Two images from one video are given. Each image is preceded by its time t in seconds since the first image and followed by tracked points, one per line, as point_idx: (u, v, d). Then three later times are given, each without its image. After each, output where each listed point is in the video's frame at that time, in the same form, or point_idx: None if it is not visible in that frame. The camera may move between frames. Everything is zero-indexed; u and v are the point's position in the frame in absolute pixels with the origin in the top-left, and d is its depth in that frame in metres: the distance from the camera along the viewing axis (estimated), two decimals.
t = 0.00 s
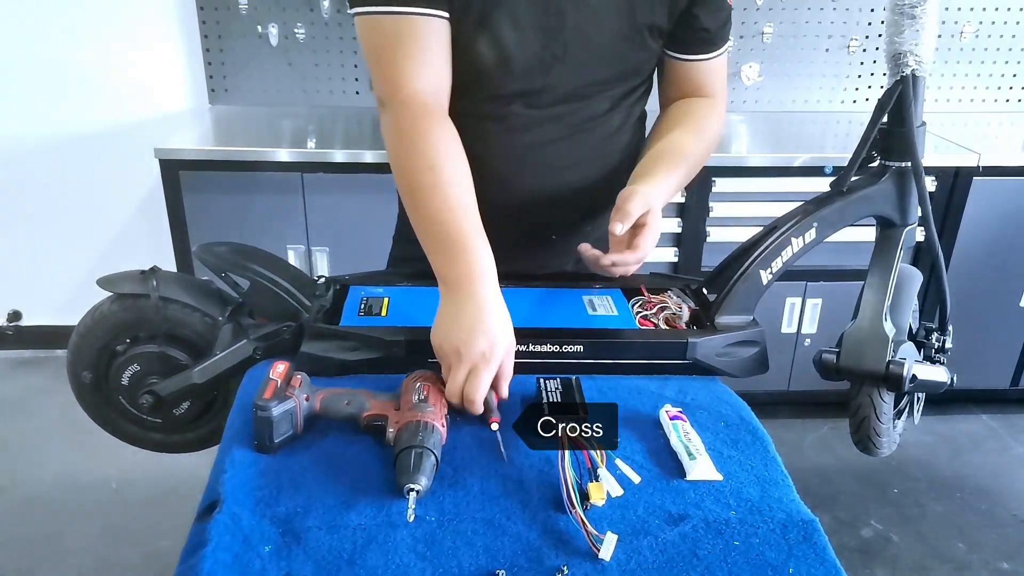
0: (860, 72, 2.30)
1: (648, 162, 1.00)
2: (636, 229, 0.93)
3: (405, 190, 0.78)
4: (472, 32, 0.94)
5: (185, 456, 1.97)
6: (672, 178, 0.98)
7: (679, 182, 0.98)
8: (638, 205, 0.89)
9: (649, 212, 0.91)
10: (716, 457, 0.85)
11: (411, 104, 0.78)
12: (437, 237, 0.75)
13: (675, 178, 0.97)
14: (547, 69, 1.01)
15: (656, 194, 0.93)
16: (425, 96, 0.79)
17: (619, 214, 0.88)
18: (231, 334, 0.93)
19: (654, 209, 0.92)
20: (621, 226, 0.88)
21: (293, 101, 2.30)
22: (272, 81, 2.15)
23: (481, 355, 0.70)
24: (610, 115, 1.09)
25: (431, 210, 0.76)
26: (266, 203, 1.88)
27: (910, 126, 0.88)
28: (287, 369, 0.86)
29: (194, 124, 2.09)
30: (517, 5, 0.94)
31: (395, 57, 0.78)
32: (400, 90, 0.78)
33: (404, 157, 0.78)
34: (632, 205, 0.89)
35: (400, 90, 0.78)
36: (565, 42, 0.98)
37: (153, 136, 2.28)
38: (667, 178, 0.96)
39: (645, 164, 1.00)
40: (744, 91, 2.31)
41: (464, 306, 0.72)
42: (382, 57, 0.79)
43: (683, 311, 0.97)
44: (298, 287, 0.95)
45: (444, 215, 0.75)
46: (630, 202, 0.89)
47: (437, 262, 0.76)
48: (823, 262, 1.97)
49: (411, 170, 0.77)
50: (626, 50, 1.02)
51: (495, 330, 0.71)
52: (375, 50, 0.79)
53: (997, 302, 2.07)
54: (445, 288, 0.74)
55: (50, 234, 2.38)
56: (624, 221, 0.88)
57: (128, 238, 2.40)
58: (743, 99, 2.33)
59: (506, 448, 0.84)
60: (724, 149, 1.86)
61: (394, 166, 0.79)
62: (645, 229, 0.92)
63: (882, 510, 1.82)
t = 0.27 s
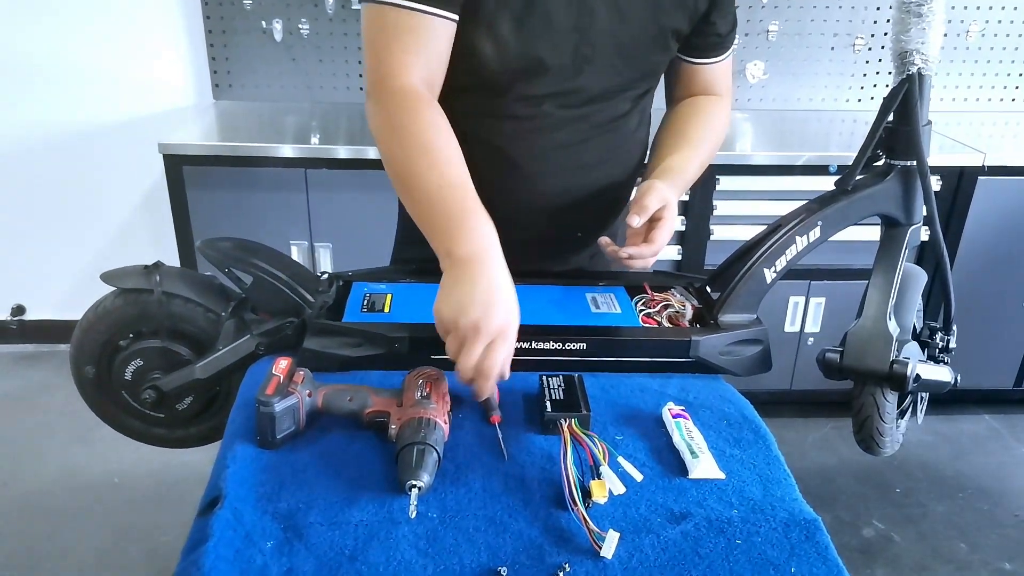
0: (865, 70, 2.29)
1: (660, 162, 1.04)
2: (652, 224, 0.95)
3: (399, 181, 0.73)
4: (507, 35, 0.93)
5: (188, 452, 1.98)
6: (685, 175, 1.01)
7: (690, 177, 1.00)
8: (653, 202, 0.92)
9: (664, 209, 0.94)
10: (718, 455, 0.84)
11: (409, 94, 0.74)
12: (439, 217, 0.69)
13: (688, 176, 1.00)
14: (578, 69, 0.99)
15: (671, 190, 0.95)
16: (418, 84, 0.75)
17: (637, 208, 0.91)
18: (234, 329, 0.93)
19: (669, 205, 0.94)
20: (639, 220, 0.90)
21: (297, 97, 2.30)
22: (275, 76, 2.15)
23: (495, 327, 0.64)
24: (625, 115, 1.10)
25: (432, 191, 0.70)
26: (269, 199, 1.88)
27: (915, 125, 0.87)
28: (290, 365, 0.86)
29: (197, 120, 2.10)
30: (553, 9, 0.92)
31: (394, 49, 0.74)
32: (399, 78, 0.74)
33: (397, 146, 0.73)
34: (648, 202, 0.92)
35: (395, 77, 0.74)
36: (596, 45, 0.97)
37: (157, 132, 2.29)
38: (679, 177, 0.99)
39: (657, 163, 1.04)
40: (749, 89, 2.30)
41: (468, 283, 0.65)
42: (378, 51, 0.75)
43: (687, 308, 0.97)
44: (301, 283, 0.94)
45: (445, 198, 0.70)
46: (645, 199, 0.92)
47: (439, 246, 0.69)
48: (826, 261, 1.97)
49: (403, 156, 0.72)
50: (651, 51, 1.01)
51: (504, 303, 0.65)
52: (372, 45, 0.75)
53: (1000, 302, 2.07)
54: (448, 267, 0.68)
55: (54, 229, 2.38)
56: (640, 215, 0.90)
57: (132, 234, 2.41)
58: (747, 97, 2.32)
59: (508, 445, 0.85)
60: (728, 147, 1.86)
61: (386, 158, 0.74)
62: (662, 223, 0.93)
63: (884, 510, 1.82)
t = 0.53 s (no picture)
0: (865, 71, 2.29)
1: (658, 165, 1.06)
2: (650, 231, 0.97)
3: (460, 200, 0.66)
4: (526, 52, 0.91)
5: (187, 454, 1.97)
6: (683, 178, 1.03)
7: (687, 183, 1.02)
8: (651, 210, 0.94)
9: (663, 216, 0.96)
10: (718, 457, 0.84)
11: (456, 100, 0.66)
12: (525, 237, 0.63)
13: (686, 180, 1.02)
14: (591, 80, 0.98)
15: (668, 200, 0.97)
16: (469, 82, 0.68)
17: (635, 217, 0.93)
18: (233, 332, 0.93)
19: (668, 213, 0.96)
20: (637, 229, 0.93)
21: (296, 98, 2.29)
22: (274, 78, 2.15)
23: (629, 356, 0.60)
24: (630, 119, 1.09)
25: (501, 208, 0.64)
26: (268, 201, 1.88)
27: (915, 126, 0.87)
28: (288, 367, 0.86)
29: (196, 121, 2.09)
30: (572, 22, 0.90)
31: (436, 49, 0.65)
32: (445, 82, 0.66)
33: (455, 164, 0.66)
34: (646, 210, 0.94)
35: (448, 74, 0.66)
36: (609, 54, 0.96)
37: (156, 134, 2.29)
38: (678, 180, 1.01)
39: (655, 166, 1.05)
40: (748, 89, 2.30)
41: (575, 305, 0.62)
42: (413, 58, 0.66)
43: (686, 310, 0.97)
44: (300, 285, 0.94)
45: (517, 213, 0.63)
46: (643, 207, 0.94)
47: (523, 271, 0.64)
48: (826, 261, 1.97)
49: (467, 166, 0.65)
50: (659, 61, 1.00)
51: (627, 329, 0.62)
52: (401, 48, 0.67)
53: (1001, 303, 2.07)
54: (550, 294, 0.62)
55: (53, 231, 2.38)
56: (638, 224, 0.93)
57: (131, 236, 2.41)
58: (747, 97, 2.32)
59: (508, 447, 0.84)
60: (728, 148, 1.86)
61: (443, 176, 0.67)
62: (659, 232, 0.95)
63: (885, 511, 1.82)
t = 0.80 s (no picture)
0: (865, 72, 2.29)
1: (661, 161, 1.11)
2: (658, 226, 1.05)
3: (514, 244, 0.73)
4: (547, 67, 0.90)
5: (188, 457, 1.97)
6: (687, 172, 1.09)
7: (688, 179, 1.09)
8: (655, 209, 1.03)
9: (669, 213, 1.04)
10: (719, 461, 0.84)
11: (522, 149, 0.70)
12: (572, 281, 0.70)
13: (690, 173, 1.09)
14: (607, 91, 0.98)
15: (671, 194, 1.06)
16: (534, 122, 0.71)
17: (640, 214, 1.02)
18: (233, 336, 0.93)
19: (673, 209, 1.05)
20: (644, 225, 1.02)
21: (297, 101, 2.30)
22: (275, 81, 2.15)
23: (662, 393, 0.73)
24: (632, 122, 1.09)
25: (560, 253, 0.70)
26: (269, 203, 1.88)
27: (915, 128, 0.86)
28: (288, 372, 0.86)
29: (197, 124, 2.10)
30: (590, 41, 0.89)
31: (507, 100, 0.69)
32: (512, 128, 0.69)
33: (513, 210, 0.72)
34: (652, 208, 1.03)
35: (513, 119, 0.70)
36: (624, 65, 0.94)
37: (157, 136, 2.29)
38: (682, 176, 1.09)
39: (659, 161, 1.11)
40: (749, 91, 2.30)
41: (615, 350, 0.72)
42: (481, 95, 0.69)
43: (686, 313, 0.96)
44: (300, 288, 0.94)
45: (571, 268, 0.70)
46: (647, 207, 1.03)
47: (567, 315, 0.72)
48: (827, 262, 1.96)
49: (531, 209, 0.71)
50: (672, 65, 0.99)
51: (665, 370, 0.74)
52: (463, 87, 0.70)
53: (1002, 304, 2.06)
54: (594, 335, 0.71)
55: (54, 235, 2.38)
56: (645, 220, 1.02)
57: (132, 239, 2.41)
58: (747, 99, 2.32)
59: (507, 450, 0.84)
60: (728, 149, 1.86)
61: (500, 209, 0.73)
62: (666, 226, 1.03)
63: (887, 512, 1.81)
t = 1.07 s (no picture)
0: (865, 72, 2.29)
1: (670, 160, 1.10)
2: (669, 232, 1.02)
3: (477, 233, 0.67)
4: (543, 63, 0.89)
5: (187, 456, 1.97)
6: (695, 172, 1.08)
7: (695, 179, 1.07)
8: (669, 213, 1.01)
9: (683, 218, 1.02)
10: (717, 461, 0.84)
11: (472, 133, 0.67)
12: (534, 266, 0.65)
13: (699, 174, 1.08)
14: (603, 87, 0.97)
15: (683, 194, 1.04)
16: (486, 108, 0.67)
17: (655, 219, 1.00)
18: (231, 335, 0.92)
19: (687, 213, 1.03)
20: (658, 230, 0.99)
21: (295, 100, 2.29)
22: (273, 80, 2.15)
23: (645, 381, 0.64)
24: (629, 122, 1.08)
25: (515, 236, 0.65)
26: (268, 202, 1.88)
27: (914, 129, 0.86)
28: (286, 371, 0.86)
29: (196, 123, 2.10)
30: (585, 38, 0.89)
31: (457, 85, 0.66)
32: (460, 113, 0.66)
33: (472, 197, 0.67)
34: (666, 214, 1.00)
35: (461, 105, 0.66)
36: (619, 59, 0.93)
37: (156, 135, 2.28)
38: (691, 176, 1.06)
39: (666, 161, 1.10)
40: (748, 91, 2.30)
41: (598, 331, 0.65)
42: (433, 86, 0.67)
43: (685, 312, 0.96)
44: (298, 288, 0.94)
45: (538, 248, 0.65)
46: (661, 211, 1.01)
47: (539, 303, 0.66)
48: (827, 262, 1.96)
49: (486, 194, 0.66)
50: (666, 63, 0.99)
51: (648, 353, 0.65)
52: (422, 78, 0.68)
53: (1001, 304, 2.06)
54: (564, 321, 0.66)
55: (52, 234, 2.38)
56: (659, 225, 0.99)
57: (131, 238, 2.40)
58: (747, 99, 2.32)
59: (505, 450, 0.84)
60: (728, 150, 1.85)
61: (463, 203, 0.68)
62: (679, 233, 1.01)
63: (886, 513, 1.81)
